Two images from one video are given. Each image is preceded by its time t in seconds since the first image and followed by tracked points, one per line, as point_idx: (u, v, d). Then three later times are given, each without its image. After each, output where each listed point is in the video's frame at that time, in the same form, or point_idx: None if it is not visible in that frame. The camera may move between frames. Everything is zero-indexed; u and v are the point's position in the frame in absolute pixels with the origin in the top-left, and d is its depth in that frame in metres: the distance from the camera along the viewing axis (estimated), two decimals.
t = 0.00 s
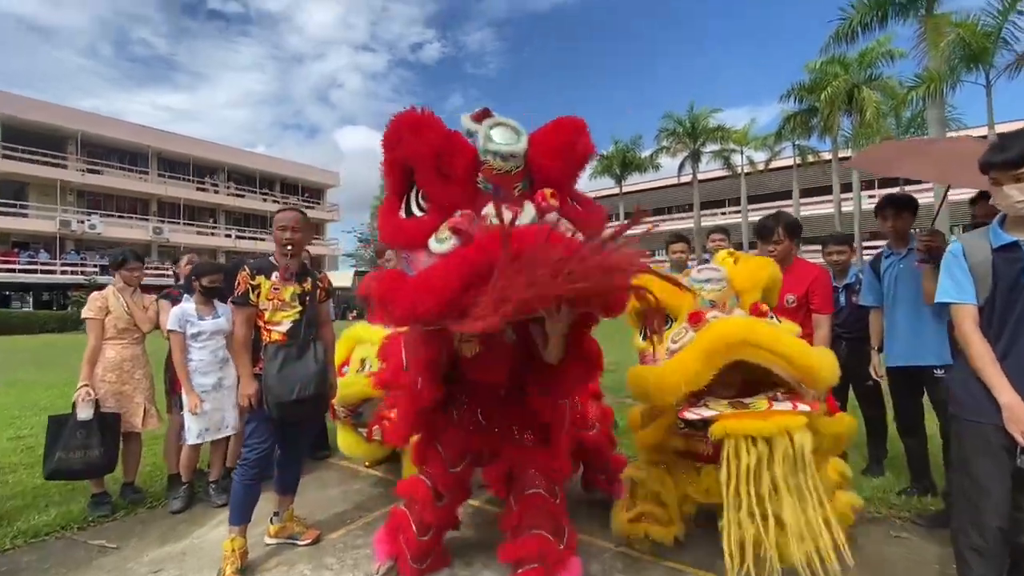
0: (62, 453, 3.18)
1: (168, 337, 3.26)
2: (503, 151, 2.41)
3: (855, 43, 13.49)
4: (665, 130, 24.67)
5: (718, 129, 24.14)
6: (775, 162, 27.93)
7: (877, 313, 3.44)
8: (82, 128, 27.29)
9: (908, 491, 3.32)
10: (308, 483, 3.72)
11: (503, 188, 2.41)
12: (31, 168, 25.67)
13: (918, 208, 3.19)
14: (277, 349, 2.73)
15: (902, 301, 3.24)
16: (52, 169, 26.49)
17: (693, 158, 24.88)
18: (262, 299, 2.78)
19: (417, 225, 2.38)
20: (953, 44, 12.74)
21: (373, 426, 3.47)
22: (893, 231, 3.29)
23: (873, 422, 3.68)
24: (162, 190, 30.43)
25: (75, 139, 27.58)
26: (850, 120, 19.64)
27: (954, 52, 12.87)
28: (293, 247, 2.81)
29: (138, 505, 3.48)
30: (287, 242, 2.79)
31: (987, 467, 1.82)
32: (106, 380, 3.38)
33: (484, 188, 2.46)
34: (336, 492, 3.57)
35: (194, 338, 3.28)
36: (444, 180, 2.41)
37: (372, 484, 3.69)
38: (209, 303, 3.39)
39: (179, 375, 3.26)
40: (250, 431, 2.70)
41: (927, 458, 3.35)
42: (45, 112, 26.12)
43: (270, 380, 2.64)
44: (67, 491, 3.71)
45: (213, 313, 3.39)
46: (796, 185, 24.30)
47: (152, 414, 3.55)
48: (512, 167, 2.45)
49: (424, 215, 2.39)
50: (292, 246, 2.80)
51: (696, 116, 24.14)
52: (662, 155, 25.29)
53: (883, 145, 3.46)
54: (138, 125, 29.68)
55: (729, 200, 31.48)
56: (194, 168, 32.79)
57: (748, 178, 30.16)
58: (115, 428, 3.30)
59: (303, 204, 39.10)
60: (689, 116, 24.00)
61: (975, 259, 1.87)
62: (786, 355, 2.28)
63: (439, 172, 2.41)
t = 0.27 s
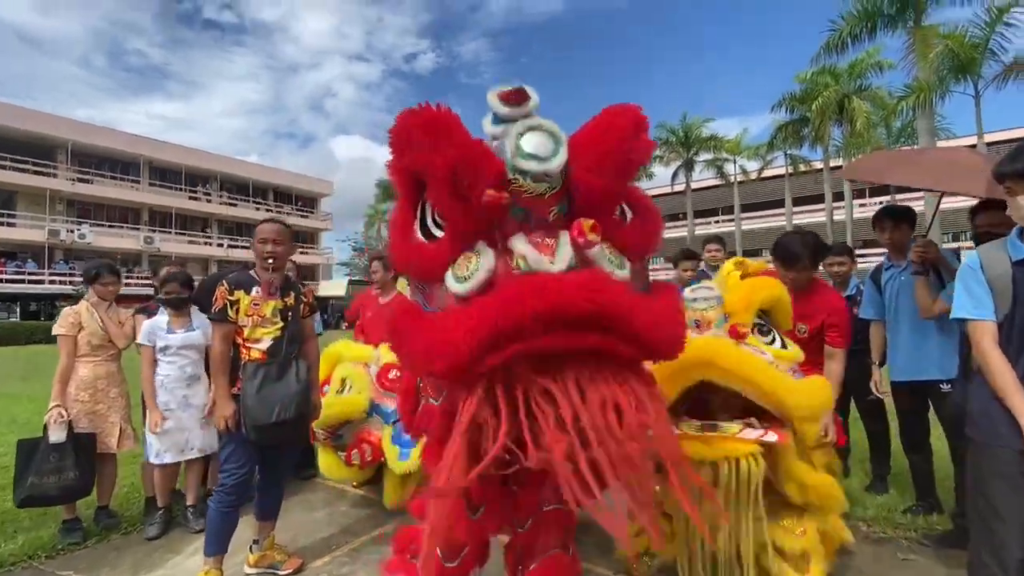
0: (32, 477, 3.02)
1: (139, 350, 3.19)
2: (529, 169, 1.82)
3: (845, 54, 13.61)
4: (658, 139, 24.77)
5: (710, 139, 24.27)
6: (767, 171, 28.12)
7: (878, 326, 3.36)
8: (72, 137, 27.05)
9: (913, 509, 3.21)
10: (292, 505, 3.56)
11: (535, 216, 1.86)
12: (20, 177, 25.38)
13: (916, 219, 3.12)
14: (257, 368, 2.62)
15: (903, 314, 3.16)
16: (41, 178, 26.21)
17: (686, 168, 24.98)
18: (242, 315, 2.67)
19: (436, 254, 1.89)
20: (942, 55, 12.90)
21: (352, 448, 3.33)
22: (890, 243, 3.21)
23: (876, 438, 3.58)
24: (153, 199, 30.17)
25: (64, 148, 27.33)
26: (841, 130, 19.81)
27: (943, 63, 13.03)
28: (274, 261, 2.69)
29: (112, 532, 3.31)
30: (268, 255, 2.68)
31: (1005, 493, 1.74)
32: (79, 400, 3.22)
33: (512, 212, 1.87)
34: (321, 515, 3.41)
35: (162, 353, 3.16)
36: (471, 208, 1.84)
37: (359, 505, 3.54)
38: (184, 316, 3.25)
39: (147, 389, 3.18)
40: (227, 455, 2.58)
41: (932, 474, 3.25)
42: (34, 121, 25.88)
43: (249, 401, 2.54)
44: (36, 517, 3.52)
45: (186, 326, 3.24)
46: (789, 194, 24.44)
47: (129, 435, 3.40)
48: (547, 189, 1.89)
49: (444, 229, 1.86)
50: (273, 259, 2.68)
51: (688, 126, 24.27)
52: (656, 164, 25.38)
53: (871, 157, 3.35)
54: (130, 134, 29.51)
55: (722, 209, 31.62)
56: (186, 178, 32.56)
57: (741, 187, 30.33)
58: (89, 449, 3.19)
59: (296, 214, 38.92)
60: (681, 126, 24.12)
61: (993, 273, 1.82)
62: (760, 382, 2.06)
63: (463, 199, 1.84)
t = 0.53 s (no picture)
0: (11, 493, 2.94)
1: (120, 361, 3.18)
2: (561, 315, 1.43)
3: (835, 64, 13.79)
4: (650, 148, 24.93)
5: (703, 148, 24.47)
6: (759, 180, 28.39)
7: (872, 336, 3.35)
8: (63, 145, 26.86)
9: (910, 521, 3.18)
10: (280, 521, 3.48)
11: (560, 364, 1.53)
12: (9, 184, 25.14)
13: (907, 229, 3.11)
14: (244, 381, 2.57)
15: (898, 323, 3.15)
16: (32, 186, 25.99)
17: (678, 176, 25.14)
18: (228, 327, 2.62)
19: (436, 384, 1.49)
20: (929, 67, 13.14)
21: (338, 462, 3.33)
22: (881, 253, 3.22)
23: (872, 447, 3.56)
24: (145, 207, 29.97)
25: (55, 156, 27.12)
26: (832, 139, 20.04)
27: (931, 74, 13.27)
28: (262, 271, 2.64)
29: (94, 549, 3.22)
30: (256, 265, 2.63)
31: (1009, 509, 1.72)
32: (60, 413, 3.14)
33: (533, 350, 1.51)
34: (310, 530, 3.33)
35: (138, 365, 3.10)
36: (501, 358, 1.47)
37: (350, 520, 3.47)
38: (164, 327, 3.16)
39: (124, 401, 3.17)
40: (212, 472, 2.52)
41: (929, 484, 3.23)
42: (25, 129, 25.69)
43: (235, 415, 2.48)
44: (15, 534, 3.42)
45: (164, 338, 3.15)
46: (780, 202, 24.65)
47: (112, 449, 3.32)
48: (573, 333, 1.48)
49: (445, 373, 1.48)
50: (261, 269, 2.64)
51: (681, 135, 24.46)
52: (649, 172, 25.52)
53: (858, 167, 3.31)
54: (122, 142, 29.38)
55: (715, 217, 31.82)
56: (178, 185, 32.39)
57: (733, 196, 30.60)
58: (71, 463, 3.10)
59: (289, 222, 38.78)
60: (674, 135, 24.31)
61: (993, 283, 1.81)
62: (734, 401, 1.99)
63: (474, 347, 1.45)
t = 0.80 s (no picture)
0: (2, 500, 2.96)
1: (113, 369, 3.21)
2: (679, 56, 1.18)
3: (820, 74, 14.08)
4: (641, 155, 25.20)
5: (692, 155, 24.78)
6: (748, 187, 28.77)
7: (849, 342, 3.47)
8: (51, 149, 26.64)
9: (887, 521, 3.29)
10: (272, 525, 3.52)
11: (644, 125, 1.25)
12: None
13: (881, 239, 3.24)
14: (238, 388, 2.62)
15: (873, 330, 3.27)
16: (20, 191, 25.74)
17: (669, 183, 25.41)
18: (222, 334, 2.68)
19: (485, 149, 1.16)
20: (910, 78, 13.48)
21: (332, 467, 3.41)
22: (857, 262, 3.34)
23: (851, 449, 3.67)
24: (134, 213, 29.76)
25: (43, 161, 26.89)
26: (818, 147, 20.41)
27: (912, 85, 13.61)
28: (256, 279, 2.70)
29: (85, 555, 3.23)
30: (250, 273, 2.69)
31: (971, 507, 1.82)
32: (52, 419, 3.18)
33: (620, 112, 1.19)
34: (303, 535, 3.37)
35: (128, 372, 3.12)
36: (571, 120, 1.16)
37: (342, 524, 3.51)
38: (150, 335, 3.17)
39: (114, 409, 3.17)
40: (206, 477, 2.57)
41: (905, 485, 3.34)
42: (13, 133, 25.46)
43: (230, 421, 2.53)
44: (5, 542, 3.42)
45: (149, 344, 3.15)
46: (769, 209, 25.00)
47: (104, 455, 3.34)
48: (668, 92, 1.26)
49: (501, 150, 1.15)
50: (255, 278, 2.70)
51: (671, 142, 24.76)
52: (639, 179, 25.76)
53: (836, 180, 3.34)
54: (111, 147, 29.17)
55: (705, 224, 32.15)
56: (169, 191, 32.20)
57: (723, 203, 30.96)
58: (62, 470, 3.09)
59: (280, 227, 38.64)
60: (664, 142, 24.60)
61: (957, 292, 1.91)
62: (711, 391, 2.06)
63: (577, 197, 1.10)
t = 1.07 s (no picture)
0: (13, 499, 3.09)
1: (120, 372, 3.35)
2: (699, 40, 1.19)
3: (805, 83, 14.44)
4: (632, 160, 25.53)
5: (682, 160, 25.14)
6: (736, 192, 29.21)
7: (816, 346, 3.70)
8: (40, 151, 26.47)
9: (850, 514, 3.52)
10: (270, 523, 3.68)
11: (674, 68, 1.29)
12: None
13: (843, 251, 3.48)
14: (240, 390, 2.79)
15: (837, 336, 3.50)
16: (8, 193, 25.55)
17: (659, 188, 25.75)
18: (226, 340, 2.85)
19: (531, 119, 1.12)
20: (890, 88, 13.89)
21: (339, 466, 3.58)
22: (822, 272, 3.58)
23: (819, 447, 3.90)
24: (124, 215, 29.61)
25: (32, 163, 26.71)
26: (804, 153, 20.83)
27: (893, 95, 14.01)
28: (257, 289, 2.88)
29: (91, 551, 3.37)
30: (251, 283, 2.87)
31: (904, 496, 2.05)
32: (60, 421, 3.31)
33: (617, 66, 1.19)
34: (300, 531, 3.54)
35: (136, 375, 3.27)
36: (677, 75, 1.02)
37: (337, 521, 3.68)
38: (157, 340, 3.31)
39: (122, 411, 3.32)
40: (212, 473, 2.74)
41: (867, 481, 3.58)
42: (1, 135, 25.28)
43: (233, 421, 2.70)
44: (12, 540, 3.55)
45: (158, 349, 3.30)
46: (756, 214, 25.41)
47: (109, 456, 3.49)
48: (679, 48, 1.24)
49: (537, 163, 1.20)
50: (256, 287, 2.87)
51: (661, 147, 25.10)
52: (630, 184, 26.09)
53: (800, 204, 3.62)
54: (101, 149, 29.01)
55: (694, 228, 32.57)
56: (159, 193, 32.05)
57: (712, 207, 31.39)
58: (69, 470, 3.22)
59: (272, 230, 38.55)
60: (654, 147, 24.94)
61: (895, 303, 2.08)
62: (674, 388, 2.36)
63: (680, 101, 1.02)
